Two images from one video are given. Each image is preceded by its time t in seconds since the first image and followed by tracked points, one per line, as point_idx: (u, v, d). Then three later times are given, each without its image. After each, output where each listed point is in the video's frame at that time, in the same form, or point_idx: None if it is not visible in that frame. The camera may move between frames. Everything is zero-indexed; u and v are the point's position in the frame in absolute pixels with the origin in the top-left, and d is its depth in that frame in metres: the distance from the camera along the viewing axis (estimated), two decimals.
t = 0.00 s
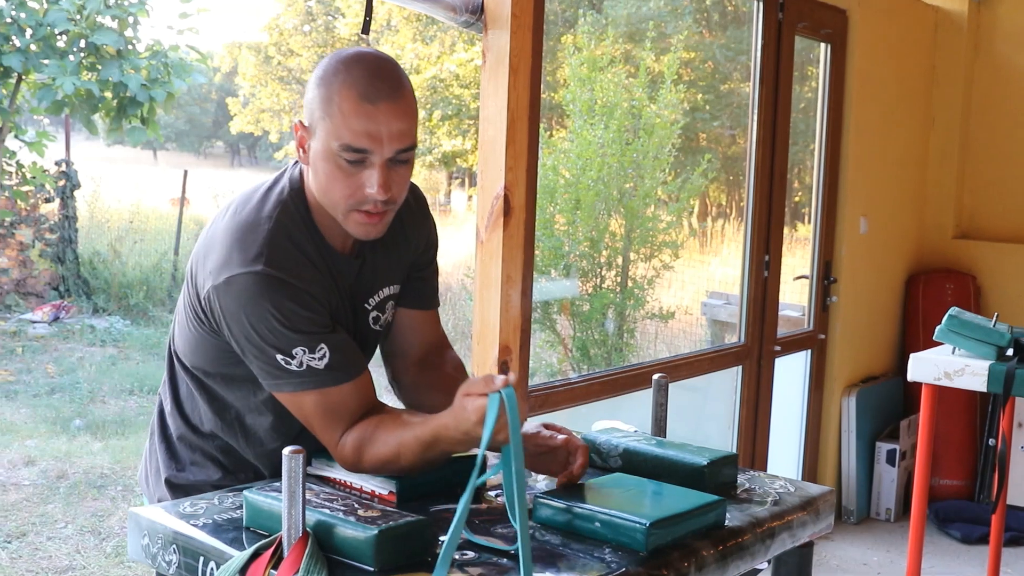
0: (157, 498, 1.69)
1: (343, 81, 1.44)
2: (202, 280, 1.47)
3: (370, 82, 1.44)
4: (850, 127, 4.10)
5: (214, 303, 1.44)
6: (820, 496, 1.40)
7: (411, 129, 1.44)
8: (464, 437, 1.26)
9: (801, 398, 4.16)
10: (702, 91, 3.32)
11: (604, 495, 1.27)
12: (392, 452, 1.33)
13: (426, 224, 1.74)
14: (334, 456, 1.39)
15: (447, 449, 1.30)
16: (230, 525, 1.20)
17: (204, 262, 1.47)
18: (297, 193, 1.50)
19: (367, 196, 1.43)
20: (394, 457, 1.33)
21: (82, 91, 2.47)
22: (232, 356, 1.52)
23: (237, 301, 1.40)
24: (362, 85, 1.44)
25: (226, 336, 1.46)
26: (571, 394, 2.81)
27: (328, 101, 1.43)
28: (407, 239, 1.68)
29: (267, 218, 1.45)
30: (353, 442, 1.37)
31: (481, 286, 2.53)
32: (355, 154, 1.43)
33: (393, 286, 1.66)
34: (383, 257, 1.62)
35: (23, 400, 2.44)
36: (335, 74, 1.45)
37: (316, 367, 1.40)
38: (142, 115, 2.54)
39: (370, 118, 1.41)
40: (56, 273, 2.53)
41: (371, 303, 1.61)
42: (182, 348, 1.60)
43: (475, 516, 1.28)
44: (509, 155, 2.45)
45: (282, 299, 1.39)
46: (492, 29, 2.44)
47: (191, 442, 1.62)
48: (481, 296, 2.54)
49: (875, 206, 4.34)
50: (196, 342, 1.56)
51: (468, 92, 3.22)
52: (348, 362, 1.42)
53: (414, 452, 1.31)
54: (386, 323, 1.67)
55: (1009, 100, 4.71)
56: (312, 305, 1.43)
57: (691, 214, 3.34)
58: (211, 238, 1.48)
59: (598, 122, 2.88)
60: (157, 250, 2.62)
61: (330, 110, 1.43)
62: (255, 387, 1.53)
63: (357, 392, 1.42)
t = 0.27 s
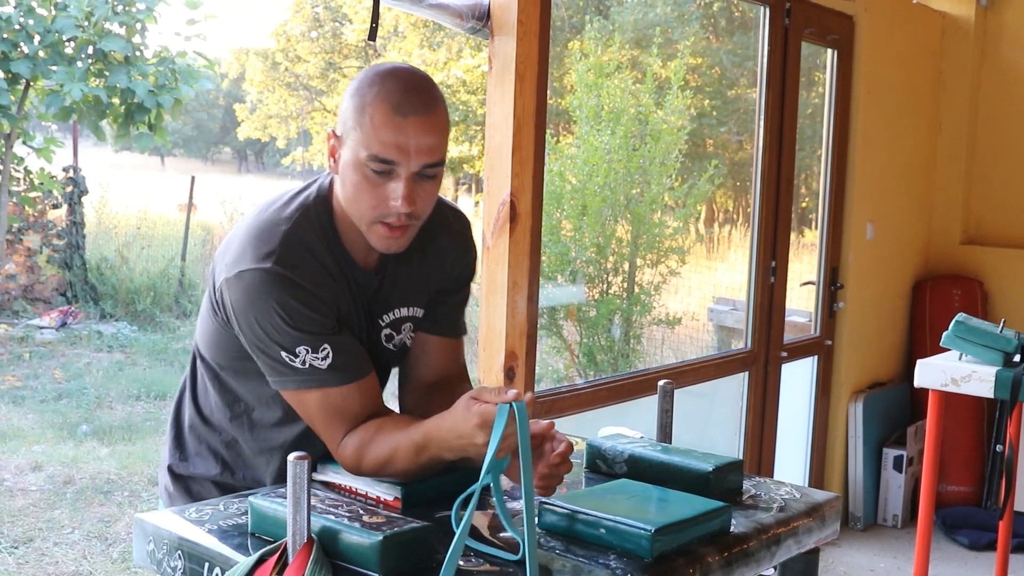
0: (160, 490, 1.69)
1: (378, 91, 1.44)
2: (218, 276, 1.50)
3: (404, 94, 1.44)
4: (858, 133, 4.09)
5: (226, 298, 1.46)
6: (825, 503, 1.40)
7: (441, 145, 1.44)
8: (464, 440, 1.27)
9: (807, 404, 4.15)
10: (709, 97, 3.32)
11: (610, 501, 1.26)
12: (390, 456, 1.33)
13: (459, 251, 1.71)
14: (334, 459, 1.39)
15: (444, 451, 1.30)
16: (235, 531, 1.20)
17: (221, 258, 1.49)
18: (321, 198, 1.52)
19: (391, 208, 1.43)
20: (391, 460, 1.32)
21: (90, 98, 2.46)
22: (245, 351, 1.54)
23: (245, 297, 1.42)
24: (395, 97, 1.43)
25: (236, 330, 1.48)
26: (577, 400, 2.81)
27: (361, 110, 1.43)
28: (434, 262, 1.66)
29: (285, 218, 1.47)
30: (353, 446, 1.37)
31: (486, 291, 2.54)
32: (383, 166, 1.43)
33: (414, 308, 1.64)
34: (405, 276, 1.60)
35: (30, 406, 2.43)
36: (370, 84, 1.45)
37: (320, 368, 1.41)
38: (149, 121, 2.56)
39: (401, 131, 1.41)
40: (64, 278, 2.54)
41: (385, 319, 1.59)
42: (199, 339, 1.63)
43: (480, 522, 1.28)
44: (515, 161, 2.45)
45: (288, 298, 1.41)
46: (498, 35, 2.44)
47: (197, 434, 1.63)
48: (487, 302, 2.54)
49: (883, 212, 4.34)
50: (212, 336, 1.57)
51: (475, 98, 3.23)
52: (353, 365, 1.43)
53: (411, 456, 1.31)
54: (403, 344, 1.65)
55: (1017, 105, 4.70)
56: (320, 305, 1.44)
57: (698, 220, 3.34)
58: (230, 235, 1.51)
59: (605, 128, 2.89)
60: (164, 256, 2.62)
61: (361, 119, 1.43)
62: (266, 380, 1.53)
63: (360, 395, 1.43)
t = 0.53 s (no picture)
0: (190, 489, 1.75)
1: (416, 100, 1.45)
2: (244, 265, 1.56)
3: (440, 105, 1.45)
4: (861, 136, 4.09)
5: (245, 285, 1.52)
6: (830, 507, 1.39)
7: (473, 158, 1.45)
8: (458, 443, 1.25)
9: (811, 408, 4.15)
10: (712, 101, 3.32)
11: (613, 505, 1.26)
12: (385, 448, 1.34)
13: (497, 272, 1.68)
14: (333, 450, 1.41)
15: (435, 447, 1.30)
16: (239, 536, 1.20)
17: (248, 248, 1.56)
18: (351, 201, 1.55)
19: (416, 215, 1.44)
20: (384, 452, 1.33)
21: (94, 104, 2.48)
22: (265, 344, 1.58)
23: (257, 283, 1.47)
24: (432, 107, 1.45)
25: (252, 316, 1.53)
26: (580, 404, 2.81)
27: (398, 117, 1.45)
28: (466, 279, 1.63)
29: (306, 212, 1.51)
30: (349, 438, 1.39)
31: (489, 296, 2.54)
32: (412, 172, 1.44)
33: (438, 323, 1.61)
34: (430, 289, 1.60)
35: (34, 411, 2.43)
36: (408, 92, 1.46)
37: (322, 357, 1.43)
38: (153, 126, 2.57)
39: (433, 140, 1.42)
40: (68, 283, 2.53)
41: (405, 330, 1.58)
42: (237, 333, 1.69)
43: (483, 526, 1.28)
44: (518, 166, 2.45)
45: (294, 286, 1.44)
46: (501, 40, 2.44)
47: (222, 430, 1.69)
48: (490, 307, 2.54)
49: (887, 215, 4.34)
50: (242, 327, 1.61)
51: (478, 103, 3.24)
52: (356, 357, 1.44)
53: (404, 450, 1.31)
54: (426, 360, 1.62)
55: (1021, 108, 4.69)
56: (327, 297, 1.47)
57: (701, 224, 3.33)
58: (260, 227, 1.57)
59: (608, 133, 2.89)
60: (168, 261, 2.66)
61: (396, 126, 1.45)
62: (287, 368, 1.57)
63: (364, 387, 1.44)
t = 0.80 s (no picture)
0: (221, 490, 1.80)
1: (436, 86, 1.46)
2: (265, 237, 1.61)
3: (460, 93, 1.45)
4: (865, 137, 4.09)
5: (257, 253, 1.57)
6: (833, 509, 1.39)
7: (489, 145, 1.45)
8: (423, 452, 1.24)
9: (815, 410, 4.14)
10: (715, 102, 3.32)
11: (616, 507, 1.26)
12: (341, 440, 1.36)
13: (514, 280, 1.67)
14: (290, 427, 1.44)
15: (392, 451, 1.29)
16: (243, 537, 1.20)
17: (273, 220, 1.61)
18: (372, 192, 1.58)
19: (430, 200, 1.44)
20: (340, 442, 1.36)
21: (98, 105, 2.47)
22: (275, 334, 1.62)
23: (261, 251, 1.51)
24: (451, 94, 1.45)
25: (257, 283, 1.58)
26: (584, 405, 2.80)
27: (417, 102, 1.45)
28: (481, 283, 1.63)
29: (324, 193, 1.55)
30: (308, 420, 1.41)
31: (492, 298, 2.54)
32: (428, 157, 1.44)
33: (448, 323, 1.61)
34: (442, 288, 1.59)
35: (37, 412, 2.44)
36: (429, 81, 1.47)
37: (301, 335, 1.45)
38: (156, 129, 2.55)
39: (450, 125, 1.43)
40: (71, 285, 2.55)
41: (412, 327, 1.58)
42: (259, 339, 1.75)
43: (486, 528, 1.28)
44: (521, 167, 2.46)
45: (289, 260, 1.47)
46: (504, 42, 2.45)
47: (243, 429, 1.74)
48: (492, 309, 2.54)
49: (891, 216, 4.33)
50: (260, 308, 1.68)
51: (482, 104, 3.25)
52: (332, 344, 1.45)
53: (360, 443, 1.33)
54: (432, 359, 1.63)
55: None
56: (321, 279, 1.48)
57: (705, 225, 3.33)
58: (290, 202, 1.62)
59: (612, 134, 2.89)
60: (172, 262, 2.66)
61: (415, 111, 1.45)
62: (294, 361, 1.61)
63: (331, 374, 1.46)
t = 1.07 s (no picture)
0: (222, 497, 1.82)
1: (435, 75, 1.47)
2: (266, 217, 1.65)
3: (459, 82, 1.46)
4: (869, 137, 4.08)
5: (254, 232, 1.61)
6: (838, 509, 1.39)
7: (485, 134, 1.46)
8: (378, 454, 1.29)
9: (818, 410, 4.14)
10: (719, 102, 3.31)
11: (620, 507, 1.26)
12: (303, 431, 1.42)
13: (513, 278, 1.67)
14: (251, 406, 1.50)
15: (352, 447, 1.36)
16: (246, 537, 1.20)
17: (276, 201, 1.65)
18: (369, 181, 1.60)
19: (425, 186, 1.45)
20: (301, 430, 1.42)
21: (101, 105, 2.46)
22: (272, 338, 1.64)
23: (254, 232, 1.55)
24: (450, 83, 1.46)
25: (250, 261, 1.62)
26: (587, 405, 2.80)
27: (415, 90, 1.47)
28: (478, 279, 1.63)
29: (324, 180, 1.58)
30: (269, 403, 1.47)
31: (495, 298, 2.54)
32: (425, 144, 1.45)
33: (443, 318, 1.62)
34: (437, 282, 1.61)
35: (41, 412, 2.44)
36: (429, 69, 1.48)
37: (272, 317, 1.50)
38: (160, 128, 2.55)
39: (447, 112, 1.44)
40: (75, 284, 2.55)
41: (406, 320, 1.60)
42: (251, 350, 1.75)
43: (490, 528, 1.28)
44: (524, 167, 2.45)
45: (277, 244, 1.51)
46: (507, 41, 2.45)
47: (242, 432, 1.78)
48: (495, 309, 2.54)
49: (895, 215, 4.33)
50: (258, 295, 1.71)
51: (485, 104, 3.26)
52: (302, 332, 1.49)
53: (321, 436, 1.40)
54: (427, 354, 1.63)
55: None
56: (304, 267, 1.51)
57: (708, 225, 3.33)
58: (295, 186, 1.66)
59: (615, 134, 2.89)
60: (174, 262, 2.66)
61: (413, 98, 1.46)
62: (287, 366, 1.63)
63: (296, 361, 1.51)
